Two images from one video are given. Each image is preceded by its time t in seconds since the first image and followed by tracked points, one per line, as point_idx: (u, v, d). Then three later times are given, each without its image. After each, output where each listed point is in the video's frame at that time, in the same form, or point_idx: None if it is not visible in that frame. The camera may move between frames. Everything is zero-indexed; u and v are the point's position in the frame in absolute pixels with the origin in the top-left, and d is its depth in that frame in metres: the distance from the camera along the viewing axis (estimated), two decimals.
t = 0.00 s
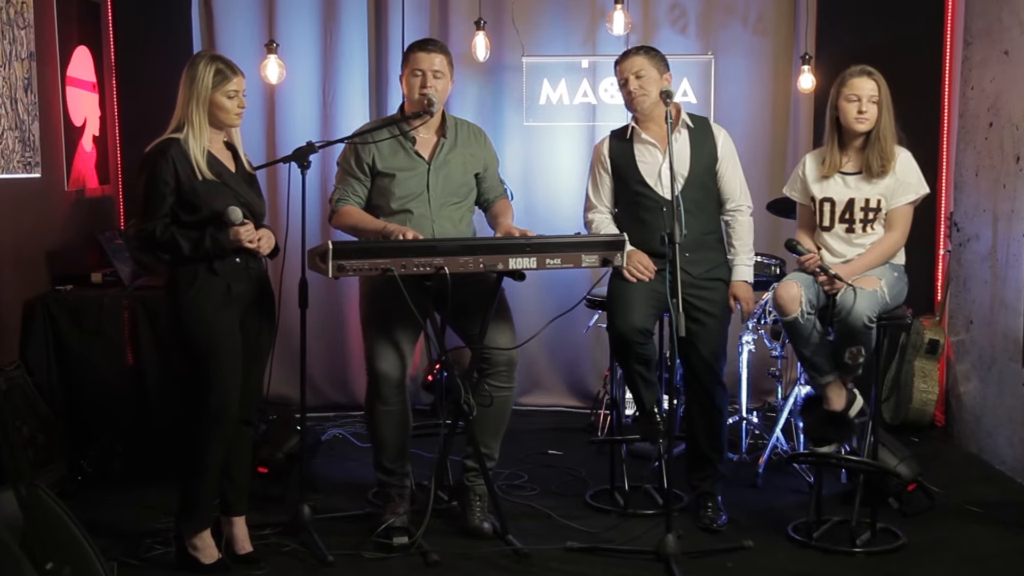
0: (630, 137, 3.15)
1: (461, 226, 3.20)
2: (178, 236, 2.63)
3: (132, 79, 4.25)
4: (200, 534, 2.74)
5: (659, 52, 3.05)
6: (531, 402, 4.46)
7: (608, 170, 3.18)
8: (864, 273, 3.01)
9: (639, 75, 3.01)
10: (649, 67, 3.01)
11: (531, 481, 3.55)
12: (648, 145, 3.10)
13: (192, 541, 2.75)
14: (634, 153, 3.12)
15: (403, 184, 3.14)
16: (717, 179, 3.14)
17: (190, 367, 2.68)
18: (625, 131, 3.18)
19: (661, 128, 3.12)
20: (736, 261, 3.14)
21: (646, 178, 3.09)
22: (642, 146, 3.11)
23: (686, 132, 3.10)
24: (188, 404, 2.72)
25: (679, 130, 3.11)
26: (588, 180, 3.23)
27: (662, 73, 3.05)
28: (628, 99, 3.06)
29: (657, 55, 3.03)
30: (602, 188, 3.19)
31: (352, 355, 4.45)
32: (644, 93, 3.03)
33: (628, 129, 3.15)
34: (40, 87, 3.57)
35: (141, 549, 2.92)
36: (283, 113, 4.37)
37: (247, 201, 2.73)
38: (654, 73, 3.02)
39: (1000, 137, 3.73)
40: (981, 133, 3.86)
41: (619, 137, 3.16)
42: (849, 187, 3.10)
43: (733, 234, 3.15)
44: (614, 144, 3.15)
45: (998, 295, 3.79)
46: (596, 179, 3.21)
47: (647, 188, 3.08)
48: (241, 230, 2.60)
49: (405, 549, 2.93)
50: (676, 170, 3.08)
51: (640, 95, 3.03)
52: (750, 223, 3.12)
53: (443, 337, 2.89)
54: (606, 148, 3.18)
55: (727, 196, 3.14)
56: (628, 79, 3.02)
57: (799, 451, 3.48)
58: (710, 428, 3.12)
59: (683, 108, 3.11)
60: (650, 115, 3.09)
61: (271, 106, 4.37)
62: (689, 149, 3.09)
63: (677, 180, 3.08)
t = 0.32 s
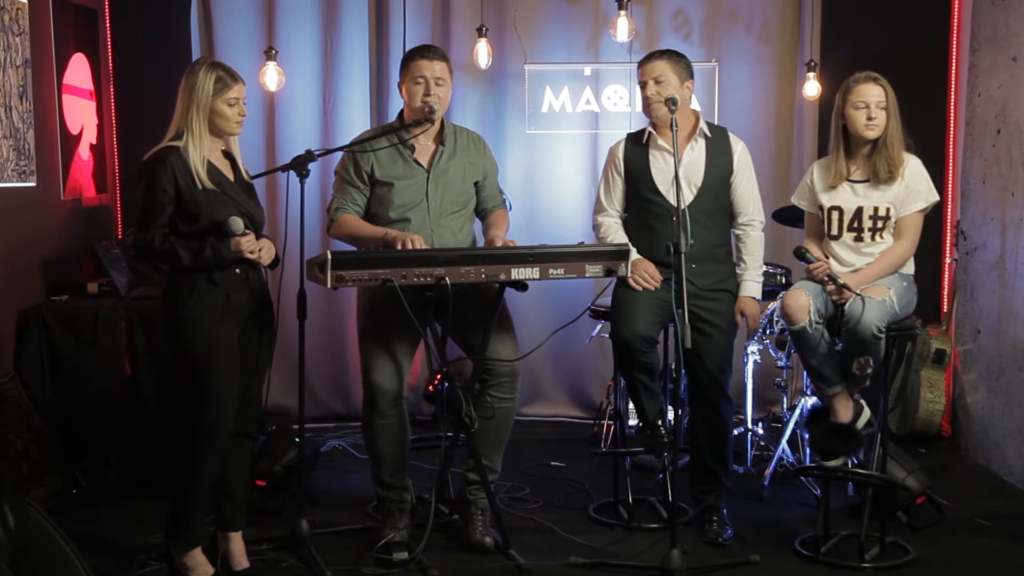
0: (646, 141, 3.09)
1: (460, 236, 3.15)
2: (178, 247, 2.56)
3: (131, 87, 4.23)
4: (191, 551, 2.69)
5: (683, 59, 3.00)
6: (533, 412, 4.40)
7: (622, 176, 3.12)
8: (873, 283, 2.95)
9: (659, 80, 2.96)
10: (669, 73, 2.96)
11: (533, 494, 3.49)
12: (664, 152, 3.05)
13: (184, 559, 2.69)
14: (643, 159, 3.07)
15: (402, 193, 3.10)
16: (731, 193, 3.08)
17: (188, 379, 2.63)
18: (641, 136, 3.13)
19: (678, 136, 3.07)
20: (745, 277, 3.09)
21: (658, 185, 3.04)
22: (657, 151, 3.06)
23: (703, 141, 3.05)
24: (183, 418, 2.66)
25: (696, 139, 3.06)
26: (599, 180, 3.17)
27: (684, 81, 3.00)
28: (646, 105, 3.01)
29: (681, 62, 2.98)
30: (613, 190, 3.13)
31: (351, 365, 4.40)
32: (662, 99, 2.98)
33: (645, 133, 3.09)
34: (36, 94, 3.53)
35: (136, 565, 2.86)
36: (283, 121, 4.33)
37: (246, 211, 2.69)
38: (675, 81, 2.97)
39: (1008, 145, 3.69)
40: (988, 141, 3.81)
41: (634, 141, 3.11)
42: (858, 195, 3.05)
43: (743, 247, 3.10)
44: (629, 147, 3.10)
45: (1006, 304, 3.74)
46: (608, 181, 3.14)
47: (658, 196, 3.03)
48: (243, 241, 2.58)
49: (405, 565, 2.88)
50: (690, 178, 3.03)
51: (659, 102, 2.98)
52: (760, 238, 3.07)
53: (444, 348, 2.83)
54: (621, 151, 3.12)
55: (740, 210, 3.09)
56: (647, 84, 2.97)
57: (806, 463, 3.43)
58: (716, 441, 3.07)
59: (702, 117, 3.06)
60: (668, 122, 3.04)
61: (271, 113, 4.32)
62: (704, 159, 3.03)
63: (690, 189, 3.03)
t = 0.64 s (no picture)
0: (665, 148, 3.01)
1: (464, 247, 3.07)
2: (172, 260, 2.50)
3: (130, 96, 4.17)
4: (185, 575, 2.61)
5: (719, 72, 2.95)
6: (538, 426, 4.32)
7: (639, 184, 3.04)
8: (887, 295, 2.88)
9: (687, 87, 2.91)
10: (700, 82, 2.91)
11: (539, 511, 3.41)
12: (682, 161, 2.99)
13: None
14: (651, 168, 2.99)
15: (405, 204, 3.03)
16: (747, 210, 3.00)
17: (182, 397, 2.55)
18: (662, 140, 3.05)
19: (699, 146, 3.01)
20: (756, 296, 3.00)
21: (673, 195, 2.96)
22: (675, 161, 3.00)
23: (723, 154, 2.97)
24: (178, 435, 2.59)
25: (717, 151, 2.98)
26: (614, 183, 3.09)
27: (713, 93, 2.95)
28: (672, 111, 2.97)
29: (715, 75, 2.94)
30: (627, 196, 3.05)
31: (353, 378, 4.33)
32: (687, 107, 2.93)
33: (665, 139, 3.01)
34: (32, 103, 3.48)
35: None
36: (284, 129, 4.26)
37: (242, 222, 2.61)
38: (704, 91, 2.92)
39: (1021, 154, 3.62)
40: (1000, 150, 3.74)
41: (654, 146, 3.03)
42: (874, 205, 2.98)
43: (756, 265, 3.02)
44: (648, 153, 3.02)
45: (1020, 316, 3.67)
46: (624, 185, 3.07)
47: (672, 206, 2.95)
48: (238, 253, 2.48)
49: None
50: (706, 192, 2.95)
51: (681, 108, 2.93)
52: (773, 258, 3.00)
53: (447, 362, 2.75)
54: (639, 155, 3.04)
55: (755, 227, 3.01)
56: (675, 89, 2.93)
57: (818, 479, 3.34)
58: (726, 458, 2.99)
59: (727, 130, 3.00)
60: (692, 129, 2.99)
61: (272, 122, 4.25)
62: (722, 172, 2.95)
63: (704, 202, 2.95)
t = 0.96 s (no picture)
0: (688, 157, 2.92)
1: (471, 261, 2.98)
2: (162, 274, 2.40)
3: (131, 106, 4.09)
4: None
5: (756, 85, 2.88)
6: (546, 442, 4.22)
7: (656, 194, 2.94)
8: (910, 311, 2.78)
9: (729, 97, 2.82)
10: (742, 94, 2.83)
11: (548, 533, 3.31)
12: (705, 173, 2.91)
13: None
14: (667, 179, 2.91)
15: (410, 216, 2.93)
16: (766, 227, 2.92)
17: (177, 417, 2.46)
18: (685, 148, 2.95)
19: (723, 158, 2.93)
20: (774, 317, 2.94)
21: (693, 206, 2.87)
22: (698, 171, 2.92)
23: (747, 168, 2.89)
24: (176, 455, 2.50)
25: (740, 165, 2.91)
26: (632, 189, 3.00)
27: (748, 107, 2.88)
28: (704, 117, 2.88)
29: (754, 87, 2.87)
30: (644, 204, 2.96)
31: (358, 394, 4.23)
32: (723, 115, 2.84)
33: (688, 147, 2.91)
34: (27, 113, 3.40)
35: None
36: (287, 139, 4.17)
37: (237, 235, 2.53)
38: (742, 102, 2.84)
39: None
40: (1020, 160, 3.64)
41: (676, 155, 2.93)
42: (894, 219, 2.88)
43: (773, 284, 2.95)
44: (670, 161, 2.92)
45: None
46: (642, 191, 2.97)
47: (689, 216, 2.87)
48: (232, 267, 2.39)
49: None
50: (727, 206, 2.87)
51: (716, 115, 2.84)
52: (790, 277, 2.91)
53: (454, 380, 2.66)
54: (660, 162, 2.95)
55: (773, 244, 2.92)
56: (714, 95, 2.84)
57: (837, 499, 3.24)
58: (743, 480, 2.89)
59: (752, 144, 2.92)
60: (721, 139, 2.90)
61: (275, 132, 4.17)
62: (745, 187, 2.87)
63: (723, 218, 2.87)
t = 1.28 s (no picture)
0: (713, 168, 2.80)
1: (484, 275, 2.87)
2: (156, 291, 2.39)
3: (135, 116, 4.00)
4: None
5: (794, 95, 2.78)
6: (559, 461, 4.09)
7: (679, 206, 2.83)
8: (939, 329, 2.66)
9: (769, 106, 2.71)
10: (782, 105, 2.73)
11: (562, 558, 3.19)
12: (730, 185, 2.80)
13: None
14: (690, 189, 2.79)
15: (420, 229, 2.82)
16: (791, 243, 2.83)
17: (174, 441, 2.44)
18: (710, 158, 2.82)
19: (750, 169, 2.82)
20: (799, 336, 2.86)
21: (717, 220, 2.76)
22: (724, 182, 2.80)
23: (775, 181, 2.79)
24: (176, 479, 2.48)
25: (768, 178, 2.79)
26: (653, 198, 2.90)
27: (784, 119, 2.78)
28: (739, 125, 2.76)
29: (791, 98, 2.76)
30: (667, 215, 2.85)
31: (366, 412, 4.13)
32: (759, 124, 2.73)
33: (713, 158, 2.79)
34: (25, 123, 3.32)
35: None
36: (295, 149, 4.07)
37: (235, 248, 2.51)
38: (779, 113, 2.74)
39: None
40: None
41: (701, 164, 2.81)
42: (921, 230, 2.77)
43: (798, 303, 2.87)
44: (695, 171, 2.80)
45: None
46: (664, 202, 2.86)
47: (713, 230, 2.75)
48: (229, 284, 2.36)
49: None
50: (753, 220, 2.75)
51: (754, 123, 2.72)
52: (815, 295, 2.84)
53: (465, 401, 2.54)
54: (683, 172, 2.83)
55: (798, 261, 2.84)
56: (753, 103, 2.72)
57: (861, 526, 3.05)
58: (767, 505, 2.77)
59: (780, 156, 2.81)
60: (752, 149, 2.79)
61: (283, 142, 4.07)
62: (771, 200, 2.76)
63: (749, 232, 2.75)
